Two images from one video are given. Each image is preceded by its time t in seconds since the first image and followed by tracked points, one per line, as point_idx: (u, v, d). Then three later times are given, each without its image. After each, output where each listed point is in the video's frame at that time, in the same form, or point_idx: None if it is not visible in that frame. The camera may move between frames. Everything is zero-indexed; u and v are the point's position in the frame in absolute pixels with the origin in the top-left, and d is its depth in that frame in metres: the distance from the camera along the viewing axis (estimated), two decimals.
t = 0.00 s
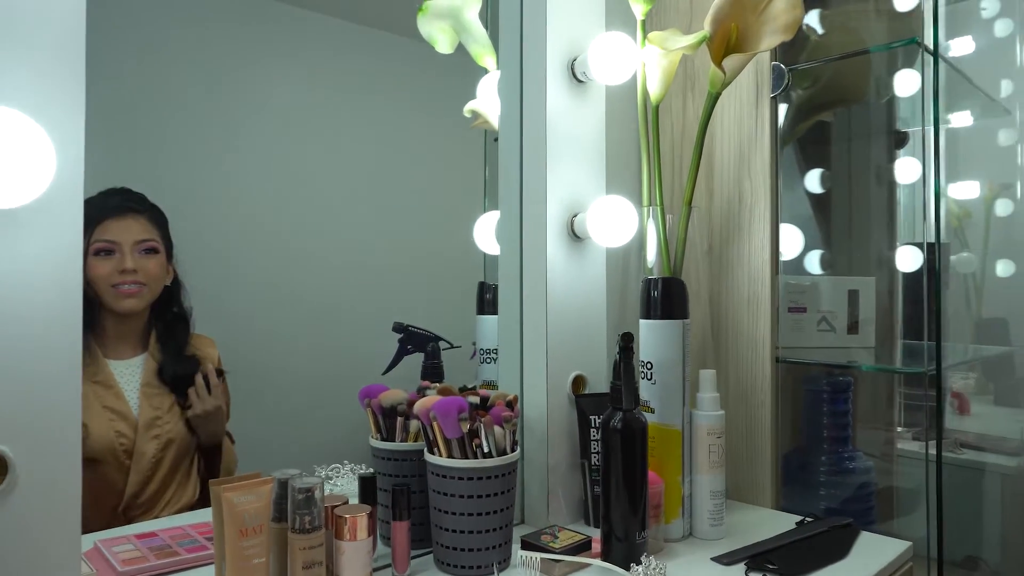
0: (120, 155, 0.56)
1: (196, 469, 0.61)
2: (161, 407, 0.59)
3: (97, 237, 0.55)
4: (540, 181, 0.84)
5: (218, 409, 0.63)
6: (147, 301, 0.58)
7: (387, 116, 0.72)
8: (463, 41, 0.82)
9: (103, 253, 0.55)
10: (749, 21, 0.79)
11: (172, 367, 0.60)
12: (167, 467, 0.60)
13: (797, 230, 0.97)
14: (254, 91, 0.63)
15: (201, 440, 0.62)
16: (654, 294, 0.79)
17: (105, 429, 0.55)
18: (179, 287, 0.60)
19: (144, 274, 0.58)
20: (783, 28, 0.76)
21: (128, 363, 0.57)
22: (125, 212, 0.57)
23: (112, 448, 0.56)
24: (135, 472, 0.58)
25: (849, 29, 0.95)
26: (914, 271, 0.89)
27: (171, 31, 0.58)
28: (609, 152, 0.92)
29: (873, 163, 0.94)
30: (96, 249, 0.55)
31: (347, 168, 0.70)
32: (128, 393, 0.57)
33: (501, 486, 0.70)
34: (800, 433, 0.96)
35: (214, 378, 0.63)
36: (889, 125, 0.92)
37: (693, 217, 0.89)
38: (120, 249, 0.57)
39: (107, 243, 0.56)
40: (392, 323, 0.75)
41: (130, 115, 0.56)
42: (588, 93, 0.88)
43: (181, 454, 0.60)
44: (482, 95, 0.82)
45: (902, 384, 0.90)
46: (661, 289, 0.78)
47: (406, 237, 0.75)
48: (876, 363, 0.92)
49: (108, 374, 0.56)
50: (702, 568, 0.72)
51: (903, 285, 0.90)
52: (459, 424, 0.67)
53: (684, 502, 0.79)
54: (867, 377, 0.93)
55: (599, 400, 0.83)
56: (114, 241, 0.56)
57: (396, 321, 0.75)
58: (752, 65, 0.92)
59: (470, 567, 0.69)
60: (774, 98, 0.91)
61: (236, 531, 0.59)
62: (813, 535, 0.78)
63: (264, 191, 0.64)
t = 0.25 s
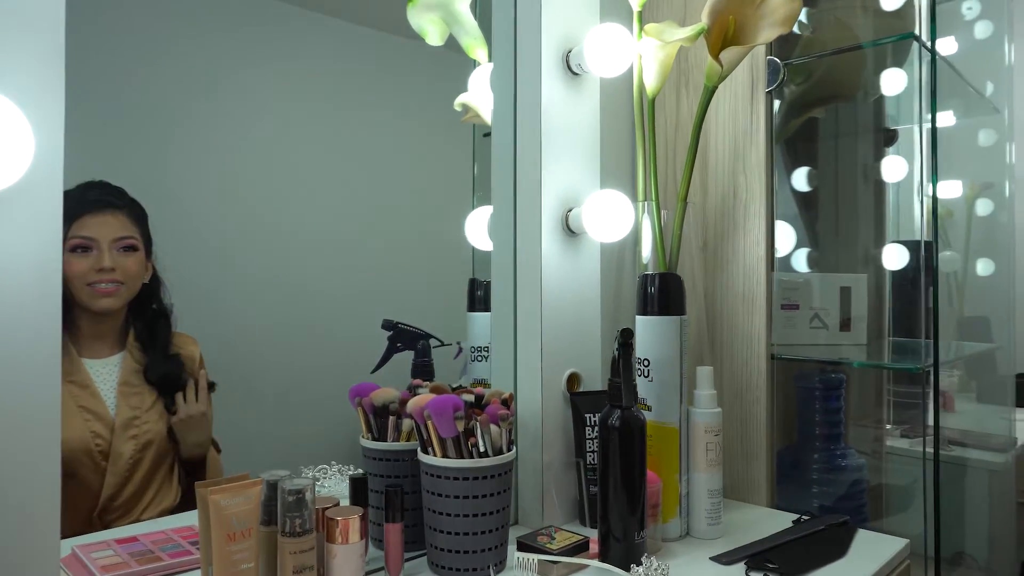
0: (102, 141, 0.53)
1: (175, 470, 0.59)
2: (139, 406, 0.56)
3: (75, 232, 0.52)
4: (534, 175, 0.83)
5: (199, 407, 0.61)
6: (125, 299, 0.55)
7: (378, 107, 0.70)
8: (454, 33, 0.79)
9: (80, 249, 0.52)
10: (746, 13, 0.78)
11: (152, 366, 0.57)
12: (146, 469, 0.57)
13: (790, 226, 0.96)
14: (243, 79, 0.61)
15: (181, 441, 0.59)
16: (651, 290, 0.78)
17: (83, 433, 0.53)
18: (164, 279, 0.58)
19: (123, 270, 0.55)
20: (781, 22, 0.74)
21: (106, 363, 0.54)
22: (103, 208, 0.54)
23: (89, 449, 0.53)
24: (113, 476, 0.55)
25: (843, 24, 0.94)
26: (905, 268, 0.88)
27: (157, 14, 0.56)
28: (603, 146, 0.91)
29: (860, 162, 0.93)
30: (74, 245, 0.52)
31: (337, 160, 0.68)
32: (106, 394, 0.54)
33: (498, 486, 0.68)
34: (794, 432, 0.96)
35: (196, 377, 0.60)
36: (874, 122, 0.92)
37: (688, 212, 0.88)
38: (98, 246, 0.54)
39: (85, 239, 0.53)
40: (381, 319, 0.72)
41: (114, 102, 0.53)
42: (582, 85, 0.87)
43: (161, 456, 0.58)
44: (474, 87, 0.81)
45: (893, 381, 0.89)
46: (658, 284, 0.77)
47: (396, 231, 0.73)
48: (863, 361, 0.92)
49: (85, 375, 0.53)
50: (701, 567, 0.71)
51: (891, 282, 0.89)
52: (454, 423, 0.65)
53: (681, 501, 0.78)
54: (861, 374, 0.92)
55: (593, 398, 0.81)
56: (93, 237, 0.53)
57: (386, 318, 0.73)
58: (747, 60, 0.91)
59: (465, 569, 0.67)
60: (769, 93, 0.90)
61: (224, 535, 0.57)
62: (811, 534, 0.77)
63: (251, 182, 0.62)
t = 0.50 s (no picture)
0: (84, 126, 0.51)
1: (158, 472, 0.57)
2: (118, 405, 0.54)
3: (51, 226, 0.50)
4: (528, 167, 0.81)
5: (184, 408, 0.58)
6: (106, 297, 0.53)
7: (371, 95, 0.69)
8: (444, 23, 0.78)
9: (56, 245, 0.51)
10: (744, 3, 0.77)
11: (133, 364, 0.55)
12: (126, 470, 0.55)
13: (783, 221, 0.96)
14: (231, 64, 0.59)
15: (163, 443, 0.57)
16: (648, 283, 0.76)
17: (56, 432, 0.51)
18: (150, 271, 0.55)
19: (103, 268, 0.53)
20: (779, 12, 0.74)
21: (83, 360, 0.52)
22: (82, 202, 0.52)
23: (63, 448, 0.51)
24: (90, 477, 0.53)
25: (836, 19, 0.95)
26: (888, 264, 0.91)
27: None
28: (597, 139, 0.89)
29: (846, 159, 0.96)
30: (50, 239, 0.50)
31: (328, 148, 0.66)
32: (83, 391, 0.52)
33: (495, 483, 0.66)
34: (789, 427, 0.95)
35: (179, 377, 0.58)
36: (861, 119, 0.94)
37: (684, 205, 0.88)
38: (77, 242, 0.52)
39: (61, 234, 0.51)
40: (372, 314, 0.71)
41: (95, 85, 0.52)
42: (577, 76, 0.85)
43: (142, 458, 0.55)
44: (465, 79, 0.79)
45: (882, 377, 0.91)
46: (655, 278, 0.76)
47: (389, 223, 0.71)
48: (859, 353, 0.93)
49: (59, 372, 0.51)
50: (700, 564, 0.70)
51: (880, 278, 0.91)
52: (451, 418, 0.64)
53: (679, 497, 0.77)
54: (850, 369, 0.93)
55: (589, 393, 0.80)
56: (70, 233, 0.51)
57: (376, 313, 0.71)
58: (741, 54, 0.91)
59: (461, 568, 0.66)
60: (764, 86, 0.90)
61: (214, 535, 0.55)
62: (810, 529, 0.77)
63: (240, 170, 0.60)
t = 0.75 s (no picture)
0: (74, 112, 0.50)
1: (145, 474, 0.55)
2: (104, 404, 0.52)
3: (40, 221, 0.49)
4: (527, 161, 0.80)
5: (173, 410, 0.57)
6: (99, 292, 0.52)
7: (368, 88, 0.67)
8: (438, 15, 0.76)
9: (44, 241, 0.50)
10: None
11: (119, 362, 0.54)
12: (111, 471, 0.53)
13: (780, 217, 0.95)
14: (226, 53, 0.58)
15: (150, 444, 0.55)
16: (648, 279, 0.75)
17: (39, 430, 0.49)
18: (142, 262, 0.54)
19: (93, 265, 0.52)
20: (780, 6, 0.73)
21: (68, 357, 0.51)
22: (71, 196, 0.51)
23: (47, 448, 0.49)
24: (75, 479, 0.51)
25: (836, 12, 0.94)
26: (882, 262, 0.90)
27: None
28: (596, 133, 0.88)
29: (841, 157, 0.95)
30: (37, 235, 0.49)
31: (323, 141, 0.64)
32: (67, 389, 0.51)
33: (495, 482, 0.65)
34: (788, 425, 0.94)
35: (167, 377, 0.57)
36: (855, 117, 0.93)
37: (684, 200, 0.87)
38: (66, 238, 0.51)
39: (49, 230, 0.50)
40: (368, 311, 0.69)
41: (85, 78, 0.50)
42: (576, 70, 0.84)
43: (128, 460, 0.54)
44: (461, 74, 0.78)
45: (877, 374, 0.91)
46: (656, 274, 0.75)
47: (385, 218, 0.70)
48: (857, 350, 0.92)
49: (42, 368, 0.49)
50: (703, 564, 0.69)
51: (875, 276, 0.91)
52: (451, 416, 0.62)
53: (679, 495, 0.76)
54: (847, 365, 0.93)
55: (589, 391, 0.79)
56: (59, 228, 0.50)
57: (372, 310, 0.70)
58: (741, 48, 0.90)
59: (460, 569, 0.64)
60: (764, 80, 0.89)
61: (208, 536, 0.53)
62: (812, 528, 0.75)
63: (235, 161, 0.58)
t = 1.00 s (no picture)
0: (55, 105, 0.48)
1: (130, 479, 0.53)
2: (87, 407, 0.51)
3: (20, 218, 0.47)
4: (527, 156, 0.78)
5: (159, 413, 0.55)
6: (85, 289, 0.50)
7: (364, 82, 0.66)
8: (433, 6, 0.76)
9: (27, 237, 0.48)
10: None
11: (104, 363, 0.52)
12: (96, 477, 0.51)
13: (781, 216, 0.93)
14: (219, 43, 0.56)
15: (136, 448, 0.53)
16: (652, 278, 0.74)
17: (19, 433, 0.47)
18: (131, 257, 0.52)
19: (79, 261, 0.50)
20: None
21: (51, 358, 0.49)
22: (50, 191, 0.48)
23: (28, 452, 0.47)
24: (57, 485, 0.49)
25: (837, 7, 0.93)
26: (877, 262, 0.90)
27: None
28: (597, 129, 0.86)
29: (835, 155, 0.96)
30: (20, 231, 0.47)
31: (314, 137, 0.62)
32: (49, 391, 0.49)
33: (496, 488, 0.63)
34: (790, 426, 0.92)
35: (154, 378, 0.54)
36: (850, 114, 0.95)
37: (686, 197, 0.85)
38: (50, 234, 0.49)
39: (31, 226, 0.48)
40: (362, 311, 0.68)
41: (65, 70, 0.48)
42: (577, 63, 0.82)
43: (113, 464, 0.52)
44: (458, 66, 0.78)
45: (875, 374, 0.89)
46: (659, 272, 0.73)
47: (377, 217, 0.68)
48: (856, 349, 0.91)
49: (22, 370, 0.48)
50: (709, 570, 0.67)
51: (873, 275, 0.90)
52: (450, 418, 0.60)
53: (684, 500, 0.74)
54: (846, 365, 0.91)
55: (590, 393, 0.76)
56: (43, 224, 0.48)
57: (365, 310, 0.68)
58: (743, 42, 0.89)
59: None
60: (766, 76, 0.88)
61: (199, 548, 0.51)
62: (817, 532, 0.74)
63: (223, 153, 0.56)
